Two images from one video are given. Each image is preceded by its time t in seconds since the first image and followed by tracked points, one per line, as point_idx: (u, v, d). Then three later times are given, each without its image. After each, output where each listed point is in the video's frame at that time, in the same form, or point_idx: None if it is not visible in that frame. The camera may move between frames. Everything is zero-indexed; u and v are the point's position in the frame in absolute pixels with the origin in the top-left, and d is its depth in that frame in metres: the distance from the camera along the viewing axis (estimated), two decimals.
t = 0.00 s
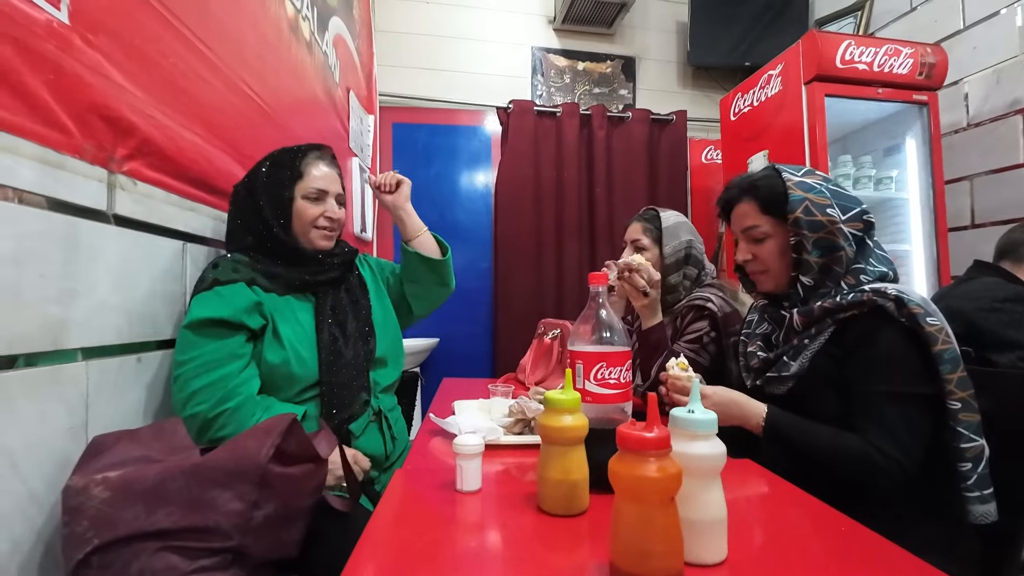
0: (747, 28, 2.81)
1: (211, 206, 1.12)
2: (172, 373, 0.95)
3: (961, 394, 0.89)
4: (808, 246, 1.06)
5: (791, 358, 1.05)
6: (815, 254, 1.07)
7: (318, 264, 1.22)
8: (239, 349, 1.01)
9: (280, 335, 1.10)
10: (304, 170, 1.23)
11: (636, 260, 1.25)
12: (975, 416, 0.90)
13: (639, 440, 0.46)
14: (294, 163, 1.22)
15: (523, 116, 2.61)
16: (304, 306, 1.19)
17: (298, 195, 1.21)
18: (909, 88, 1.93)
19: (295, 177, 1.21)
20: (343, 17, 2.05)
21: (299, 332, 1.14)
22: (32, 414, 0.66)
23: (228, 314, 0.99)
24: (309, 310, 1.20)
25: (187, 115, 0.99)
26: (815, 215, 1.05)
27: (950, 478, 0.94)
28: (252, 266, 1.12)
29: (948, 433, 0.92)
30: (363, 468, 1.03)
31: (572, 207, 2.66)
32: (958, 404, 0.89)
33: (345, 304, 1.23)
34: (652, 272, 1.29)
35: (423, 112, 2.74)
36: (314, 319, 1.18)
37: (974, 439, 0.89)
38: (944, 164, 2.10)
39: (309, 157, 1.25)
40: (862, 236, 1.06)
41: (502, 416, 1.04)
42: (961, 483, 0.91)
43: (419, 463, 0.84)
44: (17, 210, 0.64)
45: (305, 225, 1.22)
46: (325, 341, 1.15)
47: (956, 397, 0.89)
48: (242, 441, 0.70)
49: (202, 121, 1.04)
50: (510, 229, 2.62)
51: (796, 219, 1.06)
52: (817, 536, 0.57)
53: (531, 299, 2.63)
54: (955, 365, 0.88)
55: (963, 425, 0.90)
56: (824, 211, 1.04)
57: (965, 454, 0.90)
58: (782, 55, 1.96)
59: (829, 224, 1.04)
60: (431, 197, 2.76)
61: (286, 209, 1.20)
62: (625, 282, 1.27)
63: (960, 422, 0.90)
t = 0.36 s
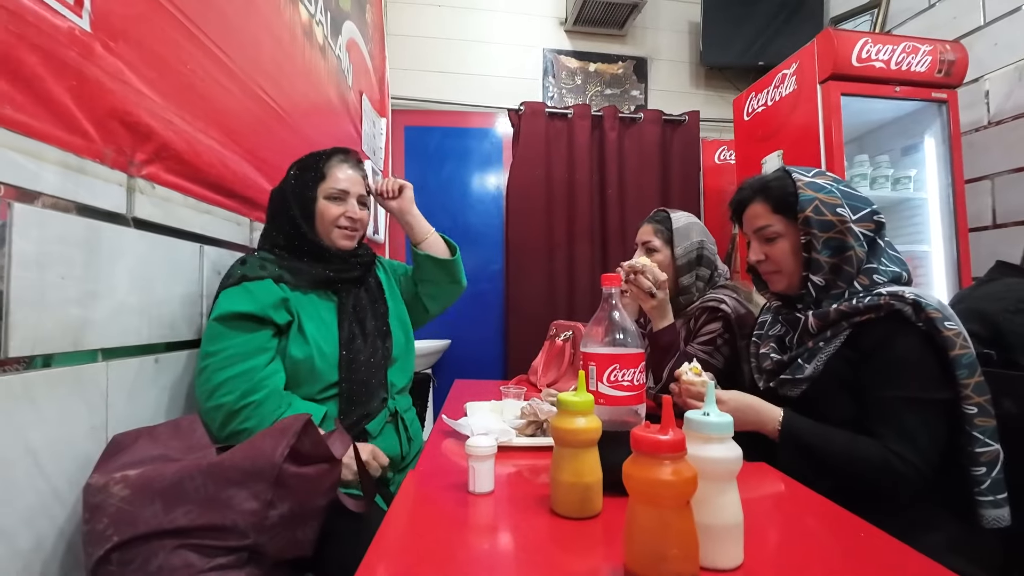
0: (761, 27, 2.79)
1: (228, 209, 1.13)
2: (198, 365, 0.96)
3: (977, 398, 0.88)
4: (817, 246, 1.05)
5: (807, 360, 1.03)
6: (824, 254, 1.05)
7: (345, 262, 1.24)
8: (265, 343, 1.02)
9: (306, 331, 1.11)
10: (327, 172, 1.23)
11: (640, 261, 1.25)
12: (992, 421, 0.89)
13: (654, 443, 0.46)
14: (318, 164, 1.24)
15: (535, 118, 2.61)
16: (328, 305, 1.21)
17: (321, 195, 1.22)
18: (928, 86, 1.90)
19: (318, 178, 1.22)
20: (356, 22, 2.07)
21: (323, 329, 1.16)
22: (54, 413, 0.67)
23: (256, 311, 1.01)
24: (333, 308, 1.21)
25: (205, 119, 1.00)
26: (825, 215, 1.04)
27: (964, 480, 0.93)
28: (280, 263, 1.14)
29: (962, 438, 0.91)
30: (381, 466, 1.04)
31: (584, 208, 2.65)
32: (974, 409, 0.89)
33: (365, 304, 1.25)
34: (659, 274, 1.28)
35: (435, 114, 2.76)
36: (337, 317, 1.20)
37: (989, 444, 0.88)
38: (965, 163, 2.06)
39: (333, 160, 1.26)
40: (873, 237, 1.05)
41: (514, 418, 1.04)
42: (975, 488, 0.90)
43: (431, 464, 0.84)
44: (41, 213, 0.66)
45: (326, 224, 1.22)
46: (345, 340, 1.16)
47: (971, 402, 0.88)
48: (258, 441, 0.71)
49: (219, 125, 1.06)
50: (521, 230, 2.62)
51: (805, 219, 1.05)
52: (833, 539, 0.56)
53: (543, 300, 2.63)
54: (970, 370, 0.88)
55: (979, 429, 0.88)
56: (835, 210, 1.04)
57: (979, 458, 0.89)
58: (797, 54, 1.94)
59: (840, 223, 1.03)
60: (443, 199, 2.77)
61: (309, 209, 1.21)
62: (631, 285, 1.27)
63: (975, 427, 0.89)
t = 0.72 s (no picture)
0: (773, 26, 2.76)
1: (240, 210, 1.14)
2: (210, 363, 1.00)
3: (1011, 396, 0.85)
4: (835, 236, 1.04)
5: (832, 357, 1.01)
6: (843, 244, 1.04)
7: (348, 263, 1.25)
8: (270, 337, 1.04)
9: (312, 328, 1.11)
10: (327, 173, 1.24)
11: (651, 262, 1.26)
12: None
13: (668, 446, 0.45)
14: (319, 168, 1.25)
15: (544, 119, 2.61)
16: (333, 305, 1.21)
17: (324, 195, 1.23)
18: (945, 83, 1.86)
19: (320, 180, 1.23)
20: (367, 24, 2.08)
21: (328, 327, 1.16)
22: (70, 413, 0.68)
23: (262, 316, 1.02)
24: (336, 306, 1.21)
25: (218, 122, 1.01)
26: (842, 206, 1.03)
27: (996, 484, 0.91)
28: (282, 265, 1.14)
29: (994, 438, 0.89)
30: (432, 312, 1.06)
31: (594, 209, 2.64)
32: (1007, 407, 0.85)
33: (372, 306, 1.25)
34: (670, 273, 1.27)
35: (445, 115, 2.76)
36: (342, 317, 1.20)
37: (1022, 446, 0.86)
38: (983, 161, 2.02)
39: (334, 161, 1.27)
40: (895, 229, 1.03)
41: (524, 419, 1.03)
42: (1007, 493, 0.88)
43: (442, 466, 0.83)
44: (59, 215, 0.67)
45: (330, 225, 1.24)
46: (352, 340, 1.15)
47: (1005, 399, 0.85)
48: (270, 440, 0.71)
49: (232, 127, 1.07)
50: (531, 231, 2.62)
51: (822, 209, 1.05)
52: (855, 545, 0.55)
53: (552, 301, 2.62)
54: (1005, 366, 0.85)
55: (1012, 428, 0.85)
56: (852, 201, 1.03)
57: (1012, 461, 0.87)
58: (810, 51, 1.91)
59: (858, 214, 1.02)
60: (452, 200, 2.77)
61: (310, 210, 1.22)
62: (643, 286, 1.27)
63: (1009, 426, 0.86)
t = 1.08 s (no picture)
0: (780, 26, 2.74)
1: (247, 211, 1.15)
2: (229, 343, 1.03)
3: None
4: (861, 239, 1.02)
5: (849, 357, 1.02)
6: (869, 248, 1.02)
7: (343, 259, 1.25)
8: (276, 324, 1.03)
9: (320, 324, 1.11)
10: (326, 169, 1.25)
11: (663, 262, 1.21)
12: None
13: (674, 449, 0.45)
14: (317, 164, 1.26)
15: (550, 120, 2.60)
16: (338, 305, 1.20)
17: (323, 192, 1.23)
18: (956, 83, 1.85)
19: (319, 179, 1.24)
20: (373, 26, 2.09)
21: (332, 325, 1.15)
22: (79, 412, 0.69)
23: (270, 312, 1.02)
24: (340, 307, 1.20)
25: (226, 124, 1.02)
26: (868, 207, 1.01)
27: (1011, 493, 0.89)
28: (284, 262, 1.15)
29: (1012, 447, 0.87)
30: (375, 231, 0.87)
31: (600, 210, 2.64)
32: None
33: (375, 303, 1.25)
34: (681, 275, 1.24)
35: (451, 116, 2.77)
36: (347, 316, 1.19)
37: None
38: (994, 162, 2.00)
39: (331, 159, 1.28)
40: (926, 230, 1.00)
41: (529, 421, 1.03)
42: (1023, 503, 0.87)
43: (447, 467, 0.83)
44: (68, 216, 0.67)
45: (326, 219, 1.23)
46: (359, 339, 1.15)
47: None
48: (277, 440, 0.71)
49: (240, 129, 1.07)
50: (537, 232, 2.62)
51: (846, 210, 1.02)
52: (863, 549, 0.54)
53: (558, 302, 2.62)
54: None
55: None
56: (880, 202, 1.00)
57: None
58: (818, 52, 1.90)
59: (886, 215, 1.00)
60: (458, 201, 2.78)
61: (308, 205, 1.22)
62: (653, 286, 1.24)
63: None
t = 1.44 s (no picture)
0: (785, 26, 2.73)
1: (250, 211, 1.15)
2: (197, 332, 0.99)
3: None
4: (878, 252, 1.00)
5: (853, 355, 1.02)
6: (887, 261, 1.00)
7: (342, 252, 1.23)
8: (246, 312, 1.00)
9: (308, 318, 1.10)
10: (319, 164, 1.26)
11: (676, 254, 1.24)
12: None
13: (675, 449, 0.45)
14: (310, 161, 1.27)
15: (553, 120, 2.60)
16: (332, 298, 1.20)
17: (316, 184, 1.24)
18: (962, 82, 1.84)
19: (313, 173, 1.25)
20: (377, 26, 2.09)
21: (326, 318, 1.15)
22: (84, 411, 0.69)
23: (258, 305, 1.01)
24: (336, 299, 1.20)
25: (230, 124, 1.03)
26: (884, 220, 0.98)
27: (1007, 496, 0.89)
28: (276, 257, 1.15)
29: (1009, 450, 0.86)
30: (164, 140, 0.68)
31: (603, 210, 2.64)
32: None
33: (372, 297, 1.22)
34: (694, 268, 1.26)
35: (454, 117, 2.77)
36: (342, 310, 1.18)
37: None
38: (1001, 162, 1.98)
39: (326, 155, 1.29)
40: (942, 241, 0.98)
41: (531, 420, 1.03)
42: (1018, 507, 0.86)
43: (449, 467, 0.84)
44: (74, 216, 0.68)
45: (325, 213, 1.23)
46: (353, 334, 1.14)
47: None
48: (279, 439, 0.72)
49: (243, 129, 1.08)
50: (540, 231, 2.62)
51: (861, 223, 1.00)
52: (864, 549, 0.54)
53: (562, 302, 2.62)
54: None
55: None
56: (895, 215, 0.98)
57: None
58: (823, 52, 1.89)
59: (902, 228, 0.97)
60: (461, 201, 2.78)
61: (308, 201, 1.24)
62: (666, 278, 1.26)
63: None
